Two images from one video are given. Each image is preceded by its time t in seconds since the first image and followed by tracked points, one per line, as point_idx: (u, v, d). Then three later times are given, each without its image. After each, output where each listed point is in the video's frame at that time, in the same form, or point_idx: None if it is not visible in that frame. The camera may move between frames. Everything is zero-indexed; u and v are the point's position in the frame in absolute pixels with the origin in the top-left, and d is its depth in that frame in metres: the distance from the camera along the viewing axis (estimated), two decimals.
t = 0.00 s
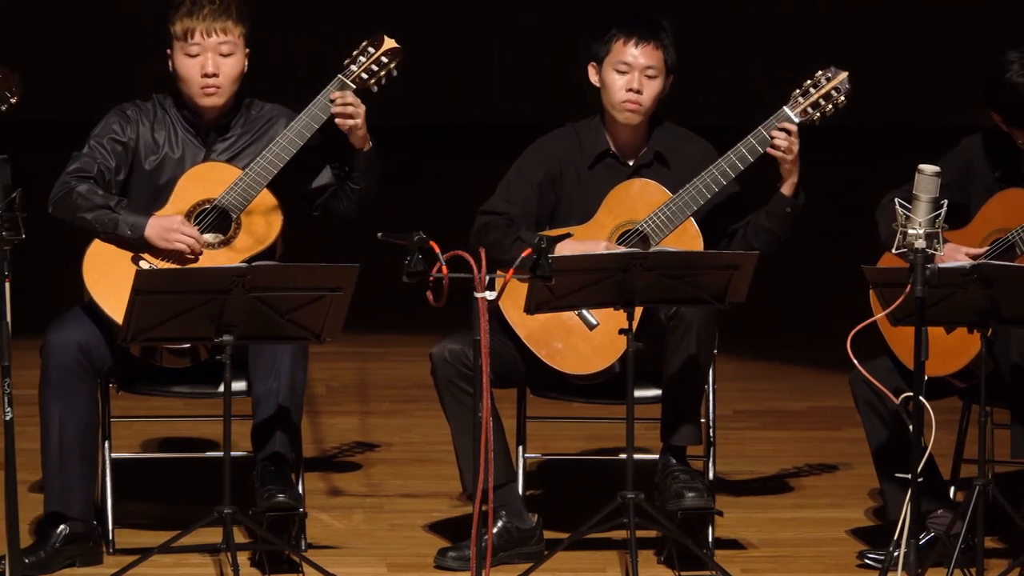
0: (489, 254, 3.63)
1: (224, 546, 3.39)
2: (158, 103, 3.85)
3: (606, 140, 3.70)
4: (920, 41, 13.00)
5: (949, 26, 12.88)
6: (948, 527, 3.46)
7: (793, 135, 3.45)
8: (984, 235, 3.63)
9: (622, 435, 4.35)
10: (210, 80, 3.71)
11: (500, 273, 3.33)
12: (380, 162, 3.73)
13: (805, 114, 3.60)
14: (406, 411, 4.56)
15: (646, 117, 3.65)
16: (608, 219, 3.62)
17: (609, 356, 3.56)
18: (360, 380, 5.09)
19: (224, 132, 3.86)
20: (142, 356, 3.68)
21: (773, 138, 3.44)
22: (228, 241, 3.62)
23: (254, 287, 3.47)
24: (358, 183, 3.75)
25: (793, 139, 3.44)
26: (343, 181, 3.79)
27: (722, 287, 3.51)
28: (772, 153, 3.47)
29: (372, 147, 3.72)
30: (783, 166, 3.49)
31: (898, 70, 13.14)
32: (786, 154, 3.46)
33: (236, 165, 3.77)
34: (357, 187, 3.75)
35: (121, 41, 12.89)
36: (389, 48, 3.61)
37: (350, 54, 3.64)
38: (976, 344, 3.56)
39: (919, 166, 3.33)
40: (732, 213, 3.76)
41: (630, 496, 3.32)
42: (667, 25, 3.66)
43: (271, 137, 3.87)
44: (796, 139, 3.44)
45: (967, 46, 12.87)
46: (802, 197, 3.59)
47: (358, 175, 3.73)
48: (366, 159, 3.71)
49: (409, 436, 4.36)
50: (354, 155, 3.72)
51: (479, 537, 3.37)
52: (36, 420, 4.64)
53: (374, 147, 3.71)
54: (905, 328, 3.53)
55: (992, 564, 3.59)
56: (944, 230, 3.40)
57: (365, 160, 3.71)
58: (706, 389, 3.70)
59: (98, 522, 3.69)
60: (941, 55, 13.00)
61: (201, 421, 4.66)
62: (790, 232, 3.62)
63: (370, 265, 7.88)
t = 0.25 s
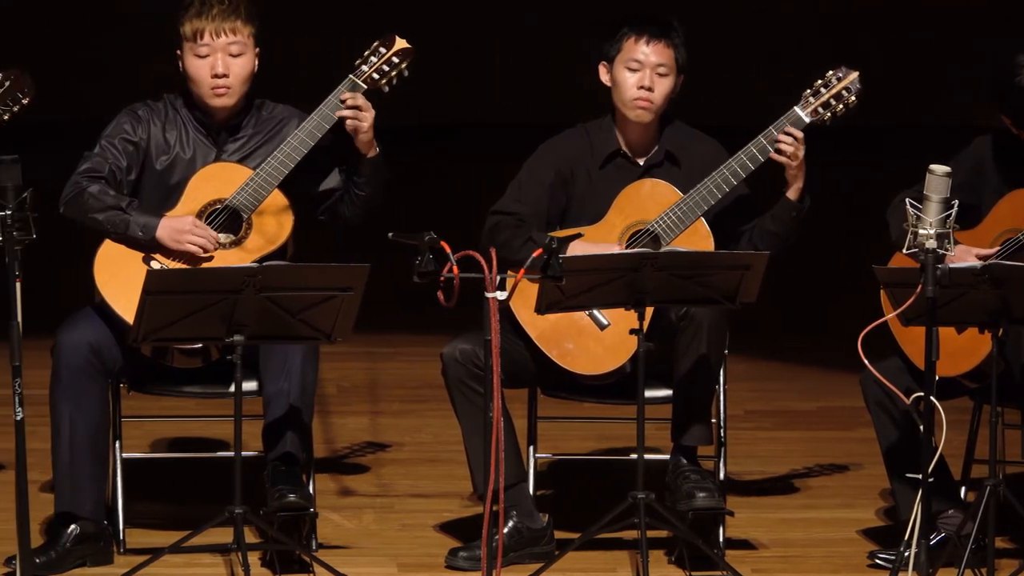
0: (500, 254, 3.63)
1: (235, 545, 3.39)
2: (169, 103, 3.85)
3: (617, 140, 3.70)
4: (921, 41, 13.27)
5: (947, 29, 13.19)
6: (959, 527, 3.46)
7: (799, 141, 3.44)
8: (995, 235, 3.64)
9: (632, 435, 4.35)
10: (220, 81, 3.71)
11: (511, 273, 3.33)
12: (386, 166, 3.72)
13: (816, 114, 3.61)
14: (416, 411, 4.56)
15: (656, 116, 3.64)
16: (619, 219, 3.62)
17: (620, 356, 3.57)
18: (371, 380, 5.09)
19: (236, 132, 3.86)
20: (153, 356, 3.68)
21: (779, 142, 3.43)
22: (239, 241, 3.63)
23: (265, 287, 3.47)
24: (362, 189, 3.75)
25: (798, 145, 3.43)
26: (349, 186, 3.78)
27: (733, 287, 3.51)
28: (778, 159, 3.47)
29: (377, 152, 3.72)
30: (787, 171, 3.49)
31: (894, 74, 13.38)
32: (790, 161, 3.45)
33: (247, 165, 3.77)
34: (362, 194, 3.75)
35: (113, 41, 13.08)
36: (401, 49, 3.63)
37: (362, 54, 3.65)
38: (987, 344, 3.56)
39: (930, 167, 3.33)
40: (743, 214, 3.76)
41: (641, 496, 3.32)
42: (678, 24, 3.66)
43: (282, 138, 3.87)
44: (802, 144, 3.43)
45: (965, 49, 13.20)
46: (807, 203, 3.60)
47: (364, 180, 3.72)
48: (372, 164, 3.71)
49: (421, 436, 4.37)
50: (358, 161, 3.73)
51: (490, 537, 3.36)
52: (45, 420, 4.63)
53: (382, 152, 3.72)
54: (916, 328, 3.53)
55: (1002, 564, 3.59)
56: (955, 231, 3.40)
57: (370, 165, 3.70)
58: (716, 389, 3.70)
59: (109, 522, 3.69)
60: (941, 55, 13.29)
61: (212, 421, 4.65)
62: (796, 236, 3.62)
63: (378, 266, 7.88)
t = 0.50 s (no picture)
0: (514, 254, 3.62)
1: (249, 545, 3.39)
2: (180, 102, 3.84)
3: (630, 141, 3.69)
4: (921, 43, 12.66)
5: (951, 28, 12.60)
6: (972, 527, 3.46)
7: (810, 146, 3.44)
8: (1009, 237, 3.64)
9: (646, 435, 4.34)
10: (228, 78, 3.70)
11: (524, 273, 3.32)
12: (400, 163, 3.75)
13: (829, 114, 3.57)
14: (430, 411, 4.55)
15: (672, 115, 3.65)
16: (632, 220, 3.61)
17: (634, 356, 3.57)
18: (384, 380, 5.08)
19: (247, 131, 3.86)
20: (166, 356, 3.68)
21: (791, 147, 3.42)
22: (253, 241, 3.63)
23: (278, 287, 3.47)
24: (379, 185, 3.76)
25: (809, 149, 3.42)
26: (364, 182, 3.79)
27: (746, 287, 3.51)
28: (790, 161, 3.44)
29: (392, 148, 3.74)
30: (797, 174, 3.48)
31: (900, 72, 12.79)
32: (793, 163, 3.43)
33: (259, 165, 3.77)
34: (379, 189, 3.77)
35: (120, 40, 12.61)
36: (413, 47, 3.59)
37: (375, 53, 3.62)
38: (1000, 344, 3.56)
39: (944, 167, 3.31)
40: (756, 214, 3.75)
41: (654, 496, 3.33)
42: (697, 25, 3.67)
43: (294, 136, 3.87)
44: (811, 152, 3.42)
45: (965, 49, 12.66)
46: (815, 201, 3.59)
47: (379, 175, 3.74)
48: (387, 160, 3.73)
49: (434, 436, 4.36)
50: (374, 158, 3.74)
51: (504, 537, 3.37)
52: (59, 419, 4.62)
53: (396, 148, 3.73)
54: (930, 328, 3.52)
55: (1016, 565, 3.59)
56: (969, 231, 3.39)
57: (384, 163, 3.73)
58: (730, 389, 3.70)
59: (123, 521, 3.69)
60: (942, 58, 12.73)
61: (226, 421, 4.65)
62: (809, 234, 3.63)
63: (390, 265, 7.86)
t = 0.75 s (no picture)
0: (527, 254, 3.62)
1: (262, 545, 3.39)
2: (188, 103, 3.85)
3: (643, 140, 3.69)
4: (921, 41, 13.02)
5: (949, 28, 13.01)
6: (985, 527, 3.45)
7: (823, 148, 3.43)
8: (1020, 238, 3.64)
9: (659, 435, 4.34)
10: (234, 78, 3.70)
11: (537, 273, 3.33)
12: (413, 162, 3.74)
13: (843, 115, 3.57)
14: (443, 411, 4.55)
15: (685, 116, 3.65)
16: (646, 220, 3.61)
17: (647, 356, 3.57)
18: (397, 380, 5.08)
19: (256, 129, 3.85)
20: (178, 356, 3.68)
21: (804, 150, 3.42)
22: (266, 242, 3.62)
23: (291, 287, 3.47)
24: (391, 181, 3.76)
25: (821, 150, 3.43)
26: (377, 178, 3.79)
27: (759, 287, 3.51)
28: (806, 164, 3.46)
29: (405, 145, 3.73)
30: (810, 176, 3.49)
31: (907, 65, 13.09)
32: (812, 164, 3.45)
33: (270, 163, 3.77)
34: (392, 186, 3.76)
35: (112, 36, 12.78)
36: (423, 44, 3.61)
37: (386, 50, 3.62)
38: (1014, 344, 3.56)
39: (957, 167, 3.31)
40: (768, 215, 3.75)
41: (667, 497, 3.33)
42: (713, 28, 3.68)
43: (303, 134, 3.87)
44: (824, 153, 3.42)
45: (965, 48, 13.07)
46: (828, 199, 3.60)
47: (393, 172, 3.74)
48: (400, 158, 3.73)
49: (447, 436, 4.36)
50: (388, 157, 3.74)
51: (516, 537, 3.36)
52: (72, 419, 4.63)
53: (409, 145, 3.73)
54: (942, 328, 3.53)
55: None
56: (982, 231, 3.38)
57: (398, 160, 3.73)
58: (743, 390, 3.70)
59: (136, 522, 3.69)
60: (942, 57, 13.09)
61: (239, 421, 4.65)
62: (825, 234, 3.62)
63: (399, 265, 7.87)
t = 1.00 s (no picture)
0: (543, 253, 3.63)
1: (276, 545, 3.39)
2: (195, 107, 3.84)
3: (659, 140, 3.69)
4: (921, 41, 11.97)
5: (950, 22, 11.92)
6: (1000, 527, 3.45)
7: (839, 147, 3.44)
8: None
9: (673, 436, 4.34)
10: (241, 83, 3.68)
11: (551, 273, 3.33)
12: (422, 160, 3.76)
13: (859, 115, 3.60)
14: (456, 411, 4.54)
15: (693, 115, 3.63)
16: (661, 219, 3.62)
17: (662, 356, 3.57)
18: (411, 380, 5.07)
19: (265, 130, 3.85)
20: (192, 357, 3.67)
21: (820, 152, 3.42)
22: (280, 242, 3.62)
23: (305, 287, 3.47)
24: (401, 180, 3.78)
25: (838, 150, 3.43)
26: (386, 176, 3.80)
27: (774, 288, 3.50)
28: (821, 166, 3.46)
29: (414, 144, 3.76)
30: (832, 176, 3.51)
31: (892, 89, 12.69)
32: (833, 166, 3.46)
33: (280, 165, 3.76)
34: (401, 184, 3.78)
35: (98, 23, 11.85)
36: (431, 42, 3.61)
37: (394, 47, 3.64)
38: None
39: (971, 168, 3.30)
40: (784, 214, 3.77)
41: (681, 497, 3.34)
42: (712, 21, 3.65)
43: (312, 133, 3.86)
44: (841, 150, 3.43)
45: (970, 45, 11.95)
46: (850, 197, 3.62)
47: (402, 171, 3.76)
48: (409, 156, 3.75)
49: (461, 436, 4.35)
50: (398, 155, 3.76)
51: (531, 537, 3.36)
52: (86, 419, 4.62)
53: (417, 144, 3.76)
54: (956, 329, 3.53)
55: None
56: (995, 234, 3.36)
57: (407, 159, 3.75)
58: (757, 390, 3.71)
59: (150, 521, 3.69)
60: (943, 56, 12.02)
61: (253, 422, 4.64)
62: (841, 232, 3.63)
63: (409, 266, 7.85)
